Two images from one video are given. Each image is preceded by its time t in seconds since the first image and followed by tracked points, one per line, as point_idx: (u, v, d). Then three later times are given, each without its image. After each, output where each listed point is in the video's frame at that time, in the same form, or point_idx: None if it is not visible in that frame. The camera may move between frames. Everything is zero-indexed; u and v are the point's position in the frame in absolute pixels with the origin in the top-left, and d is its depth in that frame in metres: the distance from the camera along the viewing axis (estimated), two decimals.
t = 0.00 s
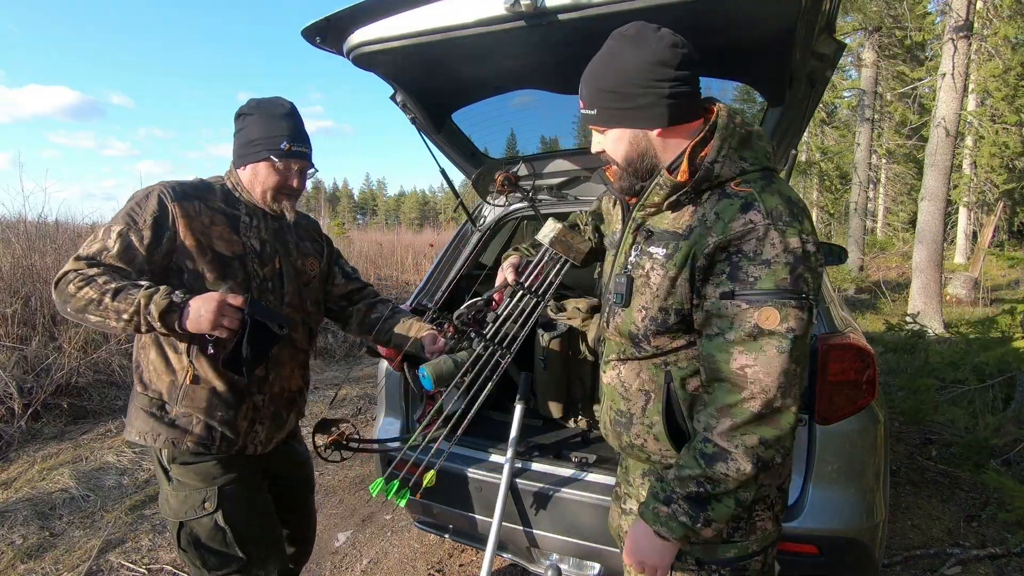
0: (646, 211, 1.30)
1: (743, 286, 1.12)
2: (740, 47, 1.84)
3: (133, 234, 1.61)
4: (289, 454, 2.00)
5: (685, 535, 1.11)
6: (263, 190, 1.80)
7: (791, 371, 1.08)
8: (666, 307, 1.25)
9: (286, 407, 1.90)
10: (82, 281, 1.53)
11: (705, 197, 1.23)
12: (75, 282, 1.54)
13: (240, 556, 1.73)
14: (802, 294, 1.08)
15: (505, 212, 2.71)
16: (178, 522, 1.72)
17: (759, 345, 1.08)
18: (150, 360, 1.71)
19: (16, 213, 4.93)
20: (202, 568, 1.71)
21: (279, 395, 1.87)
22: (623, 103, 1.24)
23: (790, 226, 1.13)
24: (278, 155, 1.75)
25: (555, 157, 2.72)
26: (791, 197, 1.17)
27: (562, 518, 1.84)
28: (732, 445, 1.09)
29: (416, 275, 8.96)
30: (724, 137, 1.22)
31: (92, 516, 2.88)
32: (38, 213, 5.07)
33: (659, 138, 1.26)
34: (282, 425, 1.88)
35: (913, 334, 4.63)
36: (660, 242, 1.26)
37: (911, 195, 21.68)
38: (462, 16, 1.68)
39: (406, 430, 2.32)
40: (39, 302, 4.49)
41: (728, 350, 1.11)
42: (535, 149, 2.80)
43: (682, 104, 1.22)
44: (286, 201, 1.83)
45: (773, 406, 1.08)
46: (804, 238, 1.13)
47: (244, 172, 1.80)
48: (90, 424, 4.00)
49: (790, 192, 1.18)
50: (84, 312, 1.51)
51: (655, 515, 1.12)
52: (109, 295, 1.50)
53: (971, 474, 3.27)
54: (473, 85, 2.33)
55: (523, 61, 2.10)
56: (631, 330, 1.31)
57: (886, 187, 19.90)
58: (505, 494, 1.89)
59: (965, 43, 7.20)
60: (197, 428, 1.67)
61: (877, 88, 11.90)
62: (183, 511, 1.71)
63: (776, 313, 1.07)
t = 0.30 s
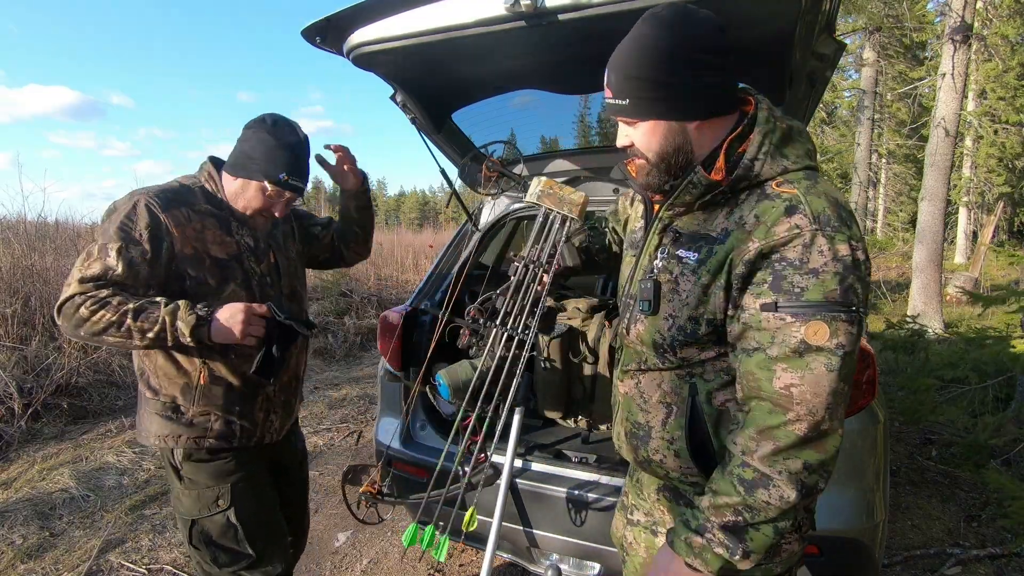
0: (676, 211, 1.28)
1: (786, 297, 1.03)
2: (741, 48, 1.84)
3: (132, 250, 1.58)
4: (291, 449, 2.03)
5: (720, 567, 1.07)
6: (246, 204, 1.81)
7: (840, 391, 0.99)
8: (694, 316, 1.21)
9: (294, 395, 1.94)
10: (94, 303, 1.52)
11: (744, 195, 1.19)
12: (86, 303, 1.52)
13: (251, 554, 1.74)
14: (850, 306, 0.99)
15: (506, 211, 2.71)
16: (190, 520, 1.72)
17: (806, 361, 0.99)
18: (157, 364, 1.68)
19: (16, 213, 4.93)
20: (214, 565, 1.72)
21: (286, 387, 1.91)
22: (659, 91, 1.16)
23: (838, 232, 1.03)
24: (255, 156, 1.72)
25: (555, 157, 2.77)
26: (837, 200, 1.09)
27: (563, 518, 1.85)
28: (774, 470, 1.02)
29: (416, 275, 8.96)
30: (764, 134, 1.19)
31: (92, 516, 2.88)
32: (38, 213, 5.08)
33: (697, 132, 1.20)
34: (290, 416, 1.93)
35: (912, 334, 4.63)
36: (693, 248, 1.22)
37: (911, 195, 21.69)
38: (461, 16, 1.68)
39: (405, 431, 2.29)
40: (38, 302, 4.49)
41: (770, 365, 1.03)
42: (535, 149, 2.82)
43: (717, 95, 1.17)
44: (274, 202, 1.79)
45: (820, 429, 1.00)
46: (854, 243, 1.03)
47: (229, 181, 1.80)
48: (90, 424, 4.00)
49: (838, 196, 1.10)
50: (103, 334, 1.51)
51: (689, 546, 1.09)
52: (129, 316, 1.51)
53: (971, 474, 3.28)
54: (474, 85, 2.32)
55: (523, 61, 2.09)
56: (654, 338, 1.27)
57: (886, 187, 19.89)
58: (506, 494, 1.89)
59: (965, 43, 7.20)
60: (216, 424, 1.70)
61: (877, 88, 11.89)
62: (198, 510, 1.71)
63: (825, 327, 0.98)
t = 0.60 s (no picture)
0: (696, 199, 1.25)
1: (833, 280, 0.97)
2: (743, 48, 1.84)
3: (165, 243, 1.63)
4: (274, 441, 2.08)
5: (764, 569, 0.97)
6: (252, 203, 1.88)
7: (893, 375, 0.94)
8: (726, 304, 1.16)
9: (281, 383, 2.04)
10: (130, 293, 1.54)
11: (772, 180, 1.15)
12: (121, 293, 1.54)
13: (242, 551, 1.80)
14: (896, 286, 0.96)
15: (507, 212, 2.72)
16: (184, 517, 1.72)
17: (859, 346, 0.93)
18: (163, 357, 1.70)
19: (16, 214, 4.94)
20: (205, 562, 1.75)
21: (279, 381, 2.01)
22: (681, 70, 1.17)
23: (875, 214, 1.00)
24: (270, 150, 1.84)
25: (555, 157, 2.70)
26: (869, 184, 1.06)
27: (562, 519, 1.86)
28: (832, 461, 0.94)
29: (416, 275, 8.95)
30: (790, 121, 1.17)
31: (92, 516, 2.88)
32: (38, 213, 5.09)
33: (715, 115, 1.21)
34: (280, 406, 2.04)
35: (913, 335, 4.63)
36: (721, 235, 1.19)
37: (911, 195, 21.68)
38: (461, 17, 1.68)
39: (405, 428, 2.30)
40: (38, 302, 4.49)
41: (822, 352, 0.96)
42: (535, 149, 2.77)
43: (738, 79, 1.18)
44: (278, 201, 1.90)
45: (878, 415, 0.94)
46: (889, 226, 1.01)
47: (233, 183, 1.87)
48: (90, 424, 4.00)
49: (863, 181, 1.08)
50: (136, 324, 1.54)
51: (734, 543, 0.98)
52: (167, 309, 1.56)
53: (971, 474, 3.28)
54: (473, 85, 2.33)
55: (523, 61, 2.09)
56: (677, 331, 1.24)
57: (886, 188, 19.87)
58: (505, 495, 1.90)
59: (965, 44, 7.20)
60: (224, 415, 1.78)
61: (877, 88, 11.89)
62: (192, 506, 1.72)
63: (878, 308, 0.93)
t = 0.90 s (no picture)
0: (687, 191, 1.24)
1: (837, 256, 1.03)
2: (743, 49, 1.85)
3: (171, 232, 1.64)
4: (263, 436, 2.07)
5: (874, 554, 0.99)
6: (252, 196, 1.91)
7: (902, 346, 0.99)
8: (728, 287, 1.18)
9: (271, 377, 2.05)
10: (141, 278, 1.55)
11: (757, 168, 1.19)
12: (132, 278, 1.54)
13: (260, 524, 1.83)
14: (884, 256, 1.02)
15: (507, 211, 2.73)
16: (196, 500, 1.73)
17: (870, 314, 0.99)
18: (159, 346, 1.71)
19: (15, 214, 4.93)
20: (228, 542, 1.77)
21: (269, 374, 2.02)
22: (656, 73, 1.21)
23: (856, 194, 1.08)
24: (268, 135, 1.86)
25: (555, 157, 2.69)
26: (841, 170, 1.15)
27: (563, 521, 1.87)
28: (886, 431, 0.98)
29: (416, 275, 8.95)
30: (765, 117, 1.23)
31: (92, 516, 2.88)
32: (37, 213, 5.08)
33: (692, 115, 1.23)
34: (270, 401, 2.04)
35: (912, 336, 4.64)
36: (718, 219, 1.21)
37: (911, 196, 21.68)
38: (462, 17, 1.68)
39: (405, 429, 2.30)
40: (37, 302, 4.48)
41: (841, 325, 1.00)
42: (535, 149, 2.78)
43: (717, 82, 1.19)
44: (281, 192, 1.94)
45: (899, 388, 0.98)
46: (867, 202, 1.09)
47: (233, 177, 1.88)
48: (89, 424, 4.00)
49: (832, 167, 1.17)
50: (146, 310, 1.55)
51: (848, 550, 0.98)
52: (178, 295, 1.57)
53: (971, 474, 3.28)
54: (473, 85, 2.33)
55: (524, 61, 2.09)
56: (682, 319, 1.23)
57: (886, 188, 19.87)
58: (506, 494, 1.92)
59: (965, 44, 7.20)
60: (218, 406, 1.78)
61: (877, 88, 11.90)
62: (204, 488, 1.74)
63: (881, 276, 0.99)
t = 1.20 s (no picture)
0: (661, 195, 1.24)
1: (799, 245, 1.07)
2: (742, 47, 1.86)
3: (218, 238, 1.67)
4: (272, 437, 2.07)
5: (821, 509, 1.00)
6: (284, 202, 1.95)
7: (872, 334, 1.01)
8: (704, 280, 1.18)
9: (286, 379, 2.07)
10: (194, 286, 1.58)
11: (722, 172, 1.21)
12: (185, 286, 1.57)
13: (271, 523, 1.84)
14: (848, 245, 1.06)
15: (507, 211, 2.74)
16: (209, 500, 1.73)
17: (834, 295, 1.03)
18: (186, 346, 1.71)
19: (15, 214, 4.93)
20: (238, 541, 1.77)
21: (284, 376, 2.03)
22: (629, 108, 1.22)
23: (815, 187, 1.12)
24: (301, 142, 1.91)
25: (555, 157, 2.67)
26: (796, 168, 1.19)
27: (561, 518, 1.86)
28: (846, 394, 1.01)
29: (416, 275, 8.95)
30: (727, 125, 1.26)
31: (92, 516, 2.88)
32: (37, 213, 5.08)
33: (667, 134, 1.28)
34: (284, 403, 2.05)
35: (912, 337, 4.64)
36: (685, 221, 1.21)
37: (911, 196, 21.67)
38: (463, 17, 1.68)
39: (406, 428, 2.30)
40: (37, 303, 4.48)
41: (809, 307, 1.05)
42: (535, 149, 2.76)
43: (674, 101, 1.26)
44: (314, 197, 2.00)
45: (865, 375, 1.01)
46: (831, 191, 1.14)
47: (268, 181, 1.91)
48: (90, 424, 4.00)
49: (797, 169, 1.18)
50: (196, 317, 1.59)
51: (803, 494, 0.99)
52: (228, 304, 1.62)
53: (971, 474, 3.28)
54: (472, 85, 2.33)
55: (524, 62, 2.10)
56: (663, 312, 1.22)
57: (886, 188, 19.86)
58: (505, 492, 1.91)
59: (965, 44, 7.21)
60: (236, 407, 1.79)
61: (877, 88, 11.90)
62: (218, 488, 1.73)
63: (843, 262, 1.04)
